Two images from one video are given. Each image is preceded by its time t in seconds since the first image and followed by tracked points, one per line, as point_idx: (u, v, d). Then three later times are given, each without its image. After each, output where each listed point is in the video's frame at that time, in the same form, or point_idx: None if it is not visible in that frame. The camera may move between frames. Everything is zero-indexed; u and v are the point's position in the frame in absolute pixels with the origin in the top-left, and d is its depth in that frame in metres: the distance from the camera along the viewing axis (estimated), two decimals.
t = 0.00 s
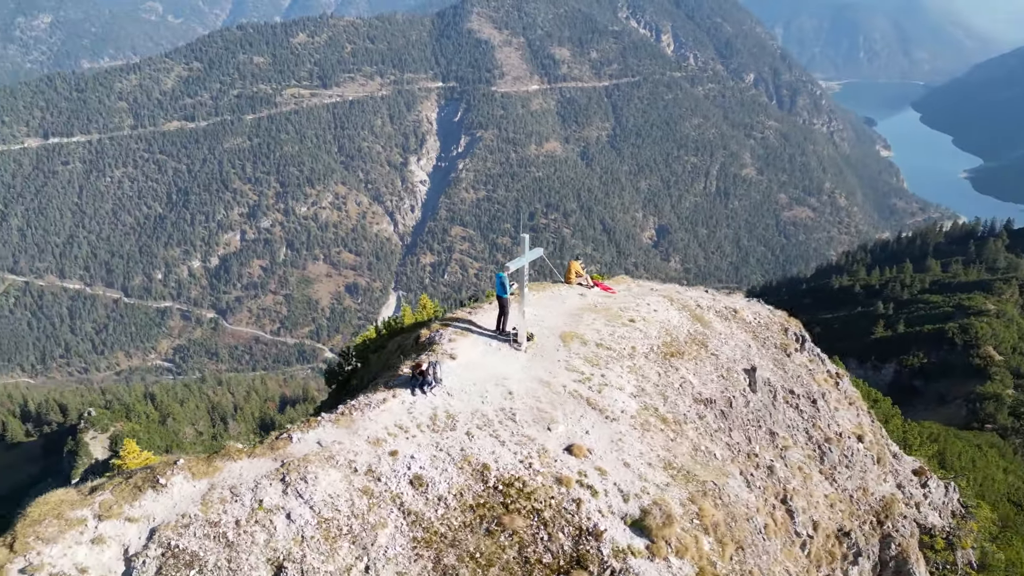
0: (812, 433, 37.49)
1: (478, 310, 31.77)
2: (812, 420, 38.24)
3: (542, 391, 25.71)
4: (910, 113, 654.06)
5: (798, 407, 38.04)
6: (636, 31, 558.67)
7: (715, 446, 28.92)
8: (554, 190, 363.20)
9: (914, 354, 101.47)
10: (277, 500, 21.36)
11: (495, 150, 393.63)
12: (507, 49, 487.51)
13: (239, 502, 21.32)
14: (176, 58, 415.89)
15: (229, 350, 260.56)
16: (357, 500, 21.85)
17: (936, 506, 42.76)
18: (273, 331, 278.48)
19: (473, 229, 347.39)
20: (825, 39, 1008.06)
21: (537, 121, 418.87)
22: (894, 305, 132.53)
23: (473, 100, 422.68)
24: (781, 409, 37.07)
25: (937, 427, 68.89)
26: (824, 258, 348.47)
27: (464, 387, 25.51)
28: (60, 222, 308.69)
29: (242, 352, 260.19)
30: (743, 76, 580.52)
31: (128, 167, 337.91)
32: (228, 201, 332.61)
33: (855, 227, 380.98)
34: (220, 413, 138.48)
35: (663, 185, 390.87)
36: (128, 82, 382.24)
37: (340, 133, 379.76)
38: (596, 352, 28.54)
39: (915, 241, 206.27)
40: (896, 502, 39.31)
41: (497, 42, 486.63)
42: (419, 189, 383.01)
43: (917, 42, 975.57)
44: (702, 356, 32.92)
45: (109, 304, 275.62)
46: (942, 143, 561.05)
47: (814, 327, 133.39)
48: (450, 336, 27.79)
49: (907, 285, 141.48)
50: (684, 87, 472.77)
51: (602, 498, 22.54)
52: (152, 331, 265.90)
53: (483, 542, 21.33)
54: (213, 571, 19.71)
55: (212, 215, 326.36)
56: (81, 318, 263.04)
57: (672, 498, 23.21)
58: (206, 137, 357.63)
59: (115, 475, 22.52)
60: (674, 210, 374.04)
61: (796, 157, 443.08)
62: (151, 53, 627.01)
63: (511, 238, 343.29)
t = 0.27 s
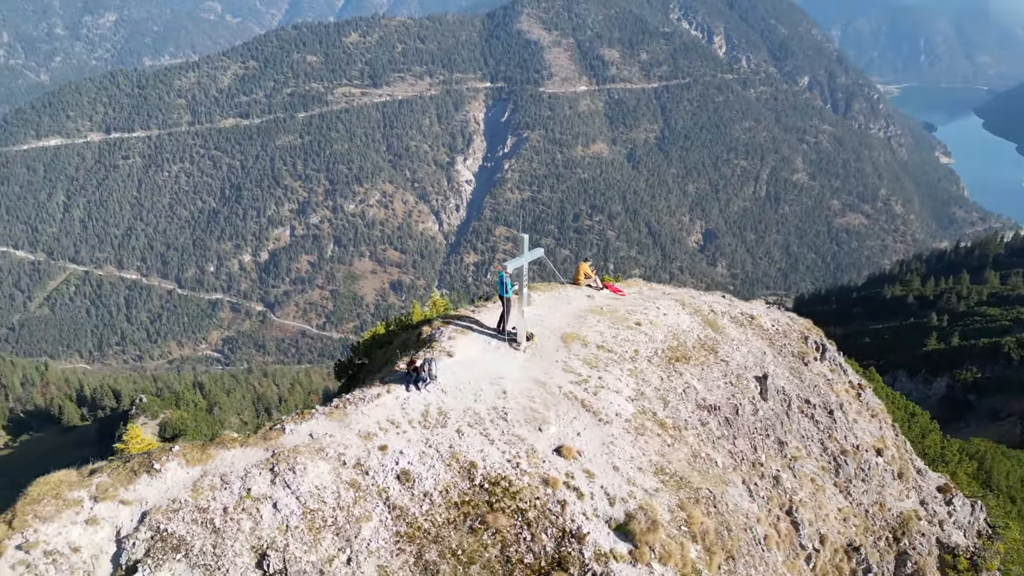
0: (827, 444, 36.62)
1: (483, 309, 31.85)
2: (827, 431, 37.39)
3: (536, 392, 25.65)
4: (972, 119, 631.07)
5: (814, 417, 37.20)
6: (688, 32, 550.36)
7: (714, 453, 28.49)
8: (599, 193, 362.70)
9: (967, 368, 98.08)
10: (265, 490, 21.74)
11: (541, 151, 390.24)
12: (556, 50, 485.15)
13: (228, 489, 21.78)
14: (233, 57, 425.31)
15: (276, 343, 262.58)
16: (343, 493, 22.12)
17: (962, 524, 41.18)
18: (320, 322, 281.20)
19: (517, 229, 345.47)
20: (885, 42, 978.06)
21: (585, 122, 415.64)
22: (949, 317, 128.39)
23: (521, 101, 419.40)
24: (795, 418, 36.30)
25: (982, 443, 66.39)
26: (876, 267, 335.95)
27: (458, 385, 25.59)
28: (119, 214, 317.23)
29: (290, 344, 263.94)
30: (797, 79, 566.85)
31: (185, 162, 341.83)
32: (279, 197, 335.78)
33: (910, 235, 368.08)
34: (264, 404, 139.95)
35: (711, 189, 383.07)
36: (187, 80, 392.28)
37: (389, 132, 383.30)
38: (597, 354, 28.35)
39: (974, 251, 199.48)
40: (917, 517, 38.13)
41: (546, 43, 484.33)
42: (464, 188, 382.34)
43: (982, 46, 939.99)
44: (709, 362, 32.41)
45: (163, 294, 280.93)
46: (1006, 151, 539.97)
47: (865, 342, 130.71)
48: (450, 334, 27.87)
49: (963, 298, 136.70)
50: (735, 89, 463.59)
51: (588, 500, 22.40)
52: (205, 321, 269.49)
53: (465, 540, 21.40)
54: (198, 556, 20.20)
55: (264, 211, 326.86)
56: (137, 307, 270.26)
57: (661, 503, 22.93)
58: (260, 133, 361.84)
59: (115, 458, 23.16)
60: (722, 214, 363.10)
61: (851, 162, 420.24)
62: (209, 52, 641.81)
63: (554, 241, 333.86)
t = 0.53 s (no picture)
0: (843, 458, 35.48)
1: (490, 309, 31.94)
2: (844, 444, 36.22)
3: (532, 392, 25.63)
4: None
5: (830, 429, 36.18)
6: (741, 34, 536.29)
7: (715, 459, 28.09)
8: (646, 195, 340.47)
9: None
10: (255, 480, 22.19)
11: (587, 153, 371.80)
12: (606, 51, 476.49)
13: (220, 477, 22.30)
14: (288, 56, 430.84)
15: (322, 337, 261.09)
16: (332, 485, 22.43)
17: (988, 544, 39.61)
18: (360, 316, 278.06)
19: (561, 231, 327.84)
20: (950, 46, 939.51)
21: (632, 125, 396.66)
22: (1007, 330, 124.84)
23: (569, 101, 402.68)
24: (809, 429, 35.41)
25: None
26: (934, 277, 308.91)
27: (453, 383, 25.69)
28: (176, 208, 320.65)
29: (336, 339, 262.48)
30: (855, 83, 547.33)
31: (239, 158, 348.03)
32: (328, 194, 336.29)
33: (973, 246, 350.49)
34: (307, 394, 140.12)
35: (760, 195, 354.49)
36: (243, 79, 399.91)
37: (436, 132, 380.03)
38: (597, 356, 28.23)
39: None
40: (937, 536, 36.75)
41: (595, 44, 475.46)
42: (509, 189, 369.71)
43: None
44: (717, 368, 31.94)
45: (216, 286, 280.28)
46: None
47: (917, 352, 126.33)
48: (450, 331, 28.10)
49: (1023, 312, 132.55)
50: (789, 92, 448.82)
51: (574, 503, 22.29)
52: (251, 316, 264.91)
53: (449, 537, 21.57)
54: (188, 541, 20.80)
55: (313, 208, 328.64)
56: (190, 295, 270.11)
57: (648, 509, 22.69)
58: (313, 131, 363.45)
59: (118, 443, 23.91)
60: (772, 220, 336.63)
61: (907, 169, 403.68)
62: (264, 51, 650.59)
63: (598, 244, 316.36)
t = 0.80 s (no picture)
0: (857, 470, 34.50)
1: (494, 308, 31.97)
2: (859, 456, 35.21)
3: (526, 392, 25.57)
4: None
5: (844, 441, 35.24)
6: (795, 35, 521.90)
7: (714, 467, 27.62)
8: (691, 198, 325.12)
9: None
10: (245, 469, 22.60)
11: (632, 154, 357.64)
12: (655, 52, 466.44)
13: (211, 466, 22.76)
14: (339, 57, 439.14)
15: (366, 333, 256.71)
16: (319, 478, 22.71)
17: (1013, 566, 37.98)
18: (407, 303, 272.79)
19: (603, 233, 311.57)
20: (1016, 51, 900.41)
21: (680, 126, 386.69)
22: None
23: (615, 103, 396.42)
24: (822, 440, 34.56)
25: None
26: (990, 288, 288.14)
27: (448, 381, 25.79)
28: (227, 203, 328.48)
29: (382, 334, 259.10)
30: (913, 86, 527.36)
31: (289, 155, 354.05)
32: (373, 192, 339.63)
33: None
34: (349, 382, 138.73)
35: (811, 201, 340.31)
36: (294, 78, 407.14)
37: (481, 132, 376.32)
38: (597, 359, 28.01)
39: None
40: (956, 556, 35.39)
41: (644, 45, 466.06)
42: (552, 190, 362.68)
43: None
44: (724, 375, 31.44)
45: (263, 280, 280.91)
46: None
47: (968, 368, 122.56)
48: (450, 329, 28.17)
49: None
50: (844, 95, 433.13)
51: (558, 505, 22.17)
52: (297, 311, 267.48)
53: (431, 533, 21.68)
54: (176, 527, 21.30)
55: (359, 206, 332.78)
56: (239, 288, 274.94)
57: (634, 514, 22.42)
58: (359, 129, 370.93)
59: (121, 428, 24.65)
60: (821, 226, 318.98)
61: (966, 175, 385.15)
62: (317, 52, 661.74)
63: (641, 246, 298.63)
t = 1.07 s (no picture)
0: (870, 484, 33.46)
1: (494, 308, 31.84)
2: (873, 469, 34.15)
3: (520, 393, 25.48)
4: None
5: (857, 453, 34.25)
6: (848, 39, 506.40)
7: (713, 474, 27.18)
8: (738, 202, 305.75)
9: None
10: (235, 460, 23.01)
11: (679, 156, 338.40)
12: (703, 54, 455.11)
13: (203, 454, 23.30)
14: (387, 55, 436.27)
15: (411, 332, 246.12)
16: (309, 470, 23.07)
17: None
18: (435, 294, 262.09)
19: (647, 235, 291.19)
20: None
21: (728, 130, 367.15)
22: None
23: (663, 104, 382.23)
24: (834, 451, 33.67)
25: None
26: None
27: (443, 378, 25.93)
28: (276, 199, 322.71)
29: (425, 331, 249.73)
30: (973, 92, 505.34)
31: (338, 152, 352.39)
32: (419, 190, 327.00)
33: None
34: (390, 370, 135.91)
35: (863, 207, 318.90)
36: (344, 77, 407.14)
37: (527, 132, 361.18)
38: (596, 361, 27.81)
39: None
40: None
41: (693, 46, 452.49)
42: (596, 190, 340.84)
43: None
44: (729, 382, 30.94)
45: (308, 275, 277.29)
46: None
47: None
48: (449, 327, 28.25)
49: None
50: (899, 100, 415.99)
51: (542, 507, 22.06)
52: (343, 306, 259.37)
53: (415, 528, 21.86)
54: (166, 513, 21.83)
55: (404, 203, 321.29)
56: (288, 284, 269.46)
57: (619, 517, 22.21)
58: (406, 129, 363.31)
59: (124, 415, 25.40)
60: (874, 233, 300.24)
61: None
62: (367, 51, 664.96)
63: (684, 249, 280.00)
